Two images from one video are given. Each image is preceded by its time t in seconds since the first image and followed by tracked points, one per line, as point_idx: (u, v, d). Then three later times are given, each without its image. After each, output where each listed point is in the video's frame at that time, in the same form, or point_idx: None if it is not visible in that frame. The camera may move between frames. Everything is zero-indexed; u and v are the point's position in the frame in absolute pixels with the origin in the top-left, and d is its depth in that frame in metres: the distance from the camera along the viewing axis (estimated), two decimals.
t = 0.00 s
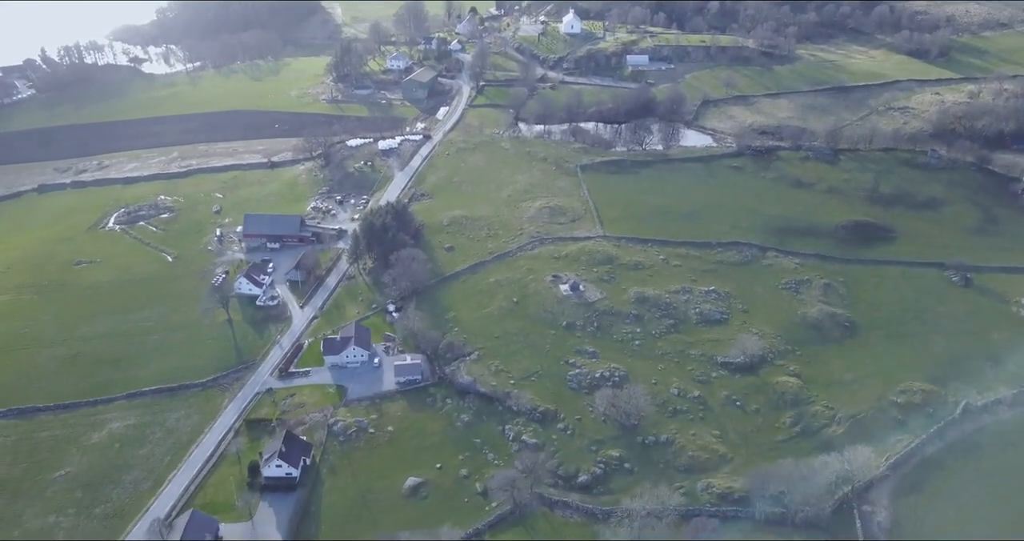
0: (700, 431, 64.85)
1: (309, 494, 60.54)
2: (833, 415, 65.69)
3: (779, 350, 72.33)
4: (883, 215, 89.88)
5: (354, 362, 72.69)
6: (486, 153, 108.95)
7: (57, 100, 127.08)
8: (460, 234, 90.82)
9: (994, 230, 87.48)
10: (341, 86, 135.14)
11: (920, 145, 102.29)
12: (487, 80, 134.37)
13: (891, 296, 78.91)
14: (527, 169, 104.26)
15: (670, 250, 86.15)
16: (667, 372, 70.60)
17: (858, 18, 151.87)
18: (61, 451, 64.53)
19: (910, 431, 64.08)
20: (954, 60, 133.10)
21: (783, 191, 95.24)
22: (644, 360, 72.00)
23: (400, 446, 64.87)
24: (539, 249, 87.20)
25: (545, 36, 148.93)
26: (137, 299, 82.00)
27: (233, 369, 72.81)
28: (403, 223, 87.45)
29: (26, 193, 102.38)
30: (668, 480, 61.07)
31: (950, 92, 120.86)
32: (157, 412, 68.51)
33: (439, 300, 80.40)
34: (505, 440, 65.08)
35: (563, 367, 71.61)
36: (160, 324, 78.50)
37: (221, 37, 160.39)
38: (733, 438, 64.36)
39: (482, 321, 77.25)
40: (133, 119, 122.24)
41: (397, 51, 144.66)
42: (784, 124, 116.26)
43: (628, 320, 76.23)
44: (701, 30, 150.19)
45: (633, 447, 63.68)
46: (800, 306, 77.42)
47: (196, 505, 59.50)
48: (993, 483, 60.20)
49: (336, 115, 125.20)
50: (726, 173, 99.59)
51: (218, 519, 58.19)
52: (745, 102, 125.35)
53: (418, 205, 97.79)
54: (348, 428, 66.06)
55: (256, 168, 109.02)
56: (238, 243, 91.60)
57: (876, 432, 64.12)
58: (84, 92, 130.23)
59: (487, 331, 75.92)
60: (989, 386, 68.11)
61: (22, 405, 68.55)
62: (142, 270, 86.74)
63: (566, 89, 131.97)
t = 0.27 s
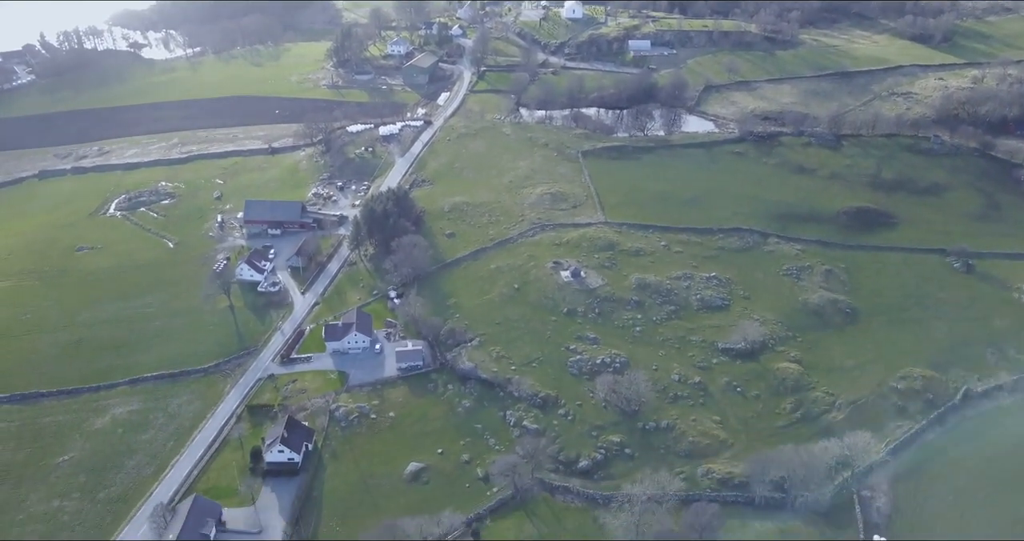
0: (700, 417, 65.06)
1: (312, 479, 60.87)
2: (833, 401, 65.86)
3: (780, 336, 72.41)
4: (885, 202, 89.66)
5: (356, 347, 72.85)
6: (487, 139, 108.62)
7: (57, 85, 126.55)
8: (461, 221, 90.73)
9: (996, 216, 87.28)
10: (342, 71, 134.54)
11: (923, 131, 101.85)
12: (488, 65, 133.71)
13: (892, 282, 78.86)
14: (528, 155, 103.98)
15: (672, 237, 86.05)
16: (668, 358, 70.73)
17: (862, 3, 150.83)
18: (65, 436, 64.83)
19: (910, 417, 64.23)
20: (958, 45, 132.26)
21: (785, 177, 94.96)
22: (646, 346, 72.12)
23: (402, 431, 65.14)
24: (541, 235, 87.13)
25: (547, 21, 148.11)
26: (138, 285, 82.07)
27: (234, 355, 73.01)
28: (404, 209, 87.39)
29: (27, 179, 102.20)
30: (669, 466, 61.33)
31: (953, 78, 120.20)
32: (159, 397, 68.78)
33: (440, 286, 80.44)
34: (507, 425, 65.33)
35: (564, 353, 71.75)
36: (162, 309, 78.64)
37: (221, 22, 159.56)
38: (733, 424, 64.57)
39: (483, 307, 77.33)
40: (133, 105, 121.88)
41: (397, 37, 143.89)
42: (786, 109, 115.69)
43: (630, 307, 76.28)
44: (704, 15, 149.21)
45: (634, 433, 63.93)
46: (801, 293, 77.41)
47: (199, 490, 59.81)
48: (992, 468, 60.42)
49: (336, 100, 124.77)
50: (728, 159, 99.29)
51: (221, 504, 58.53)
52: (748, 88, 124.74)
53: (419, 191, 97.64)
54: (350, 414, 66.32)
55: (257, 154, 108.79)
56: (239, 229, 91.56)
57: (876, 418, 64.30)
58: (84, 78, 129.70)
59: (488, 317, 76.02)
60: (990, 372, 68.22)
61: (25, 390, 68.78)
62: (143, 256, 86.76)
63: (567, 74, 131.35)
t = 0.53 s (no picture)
0: (701, 404, 65.23)
1: (313, 466, 61.17)
2: (833, 389, 66.03)
3: (781, 324, 72.49)
4: (887, 189, 89.44)
5: (357, 335, 72.98)
6: (488, 126, 108.33)
7: (56, 72, 126.06)
8: (462, 208, 90.64)
9: (998, 204, 87.08)
10: (342, 58, 134.01)
11: (925, 118, 101.46)
12: (489, 52, 133.13)
13: (893, 270, 78.82)
14: (529, 142, 103.73)
15: (673, 224, 85.96)
16: (669, 346, 70.85)
17: None
18: (68, 423, 65.12)
19: (910, 405, 64.36)
20: (962, 32, 131.51)
21: (787, 164, 94.73)
22: (646, 334, 72.23)
23: (403, 419, 65.41)
24: (541, 224, 87.11)
25: (548, 8, 147.40)
26: (140, 273, 82.16)
27: (236, 342, 73.19)
28: (405, 197, 87.32)
29: (27, 166, 102.02)
30: (669, 453, 61.58)
31: (957, 65, 119.58)
32: (161, 385, 69.02)
33: (441, 274, 80.46)
34: (507, 413, 65.56)
35: (565, 340, 71.87)
36: (163, 297, 78.78)
37: (221, 9, 158.81)
38: (734, 411, 64.78)
39: (484, 295, 77.41)
40: (133, 92, 121.59)
41: (398, 23, 143.21)
42: (789, 97, 115.21)
43: (630, 294, 76.34)
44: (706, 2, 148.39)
45: (634, 420, 64.16)
46: (802, 281, 77.42)
47: (202, 477, 60.13)
48: (991, 456, 60.56)
49: (336, 88, 124.34)
50: (730, 147, 99.02)
51: (223, 491, 58.86)
52: (750, 75, 124.19)
53: (420, 178, 97.48)
54: (351, 401, 66.54)
55: (257, 142, 108.57)
56: (239, 217, 91.55)
57: (876, 405, 64.46)
58: (83, 65, 129.27)
59: (489, 305, 76.11)
60: (990, 360, 68.30)
61: (27, 378, 68.98)
62: (144, 244, 86.80)
63: (568, 61, 130.80)
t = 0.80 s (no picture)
0: (701, 392, 65.40)
1: (315, 453, 61.43)
2: (833, 376, 66.19)
3: (782, 312, 72.54)
4: (889, 177, 89.25)
5: (358, 323, 73.11)
6: (488, 114, 108.04)
7: (56, 60, 125.38)
8: (463, 196, 90.49)
9: (1000, 191, 86.91)
10: (342, 45, 133.43)
11: (928, 106, 101.14)
12: (490, 39, 132.56)
13: (894, 258, 78.76)
14: (530, 129, 103.45)
15: (674, 212, 85.85)
16: (670, 333, 70.95)
17: None
18: (70, 410, 65.34)
19: (910, 392, 64.49)
20: (965, 19, 130.82)
21: (789, 152, 94.51)
22: (647, 321, 72.31)
23: (405, 406, 65.63)
24: (542, 211, 87.05)
25: None
26: (141, 260, 82.18)
27: (237, 330, 73.31)
28: (406, 185, 87.26)
29: (27, 154, 101.66)
30: (669, 440, 61.81)
31: (960, 51, 119.01)
32: (163, 372, 69.21)
33: (442, 262, 80.47)
34: (508, 400, 65.77)
35: (566, 328, 71.99)
36: (164, 285, 78.84)
37: None
38: (734, 398, 64.97)
39: (484, 283, 77.45)
40: (133, 79, 121.23)
41: (398, 10, 142.52)
42: (791, 83, 114.75)
43: (631, 282, 76.37)
44: None
45: (635, 407, 64.36)
46: (802, 268, 77.40)
47: (204, 464, 60.39)
48: (991, 443, 60.73)
49: (336, 75, 123.85)
50: (731, 135, 98.75)
51: (225, 477, 59.14)
52: (752, 62, 123.65)
53: (421, 166, 97.31)
54: (353, 388, 66.75)
55: (257, 129, 108.31)
56: (240, 205, 91.49)
57: (876, 393, 64.63)
58: (83, 51, 128.74)
59: (490, 293, 76.19)
60: (990, 347, 68.40)
61: (30, 365, 69.15)
62: (145, 231, 86.74)
63: (570, 48, 130.24)
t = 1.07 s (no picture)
0: (702, 377, 65.61)
1: (317, 438, 61.78)
2: (833, 362, 66.36)
3: (783, 298, 72.57)
4: (891, 163, 88.97)
5: (359, 308, 73.28)
6: (490, 98, 107.61)
7: (54, 43, 123.99)
8: (464, 181, 90.36)
9: (1003, 176, 86.61)
10: (343, 29, 132.69)
11: (931, 90, 100.65)
12: (491, 23, 131.84)
13: (896, 243, 78.69)
14: (531, 114, 103.04)
15: (675, 198, 85.68)
16: (671, 319, 71.05)
17: None
18: (73, 395, 65.64)
19: (910, 377, 64.64)
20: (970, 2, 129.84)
21: (791, 137, 94.18)
22: (648, 307, 72.39)
23: (407, 390, 65.92)
24: (543, 197, 86.95)
25: None
26: (143, 246, 82.27)
27: (239, 315, 73.50)
28: (407, 170, 87.13)
29: (27, 139, 100.80)
30: (670, 425, 62.09)
31: (964, 35, 118.19)
32: (166, 357, 69.48)
33: (443, 248, 80.49)
34: (510, 385, 66.04)
35: (567, 314, 72.12)
36: (166, 270, 78.93)
37: None
38: (734, 383, 65.18)
39: (486, 269, 77.54)
40: (132, 64, 120.80)
41: None
42: (794, 68, 114.05)
43: (632, 268, 76.38)
44: None
45: (635, 393, 64.59)
46: (804, 254, 77.36)
47: (207, 448, 60.76)
48: (990, 428, 60.88)
49: (336, 59, 123.32)
50: (733, 120, 98.36)
51: (228, 461, 59.51)
52: (755, 46, 122.89)
53: (422, 151, 97.05)
54: (355, 373, 67.02)
55: (258, 114, 107.97)
56: (241, 190, 91.43)
57: (876, 378, 64.80)
58: (81, 35, 127.92)
59: (491, 278, 76.27)
60: (991, 333, 68.44)
61: (33, 351, 69.32)
62: (147, 217, 86.75)
63: (571, 32, 129.45)
